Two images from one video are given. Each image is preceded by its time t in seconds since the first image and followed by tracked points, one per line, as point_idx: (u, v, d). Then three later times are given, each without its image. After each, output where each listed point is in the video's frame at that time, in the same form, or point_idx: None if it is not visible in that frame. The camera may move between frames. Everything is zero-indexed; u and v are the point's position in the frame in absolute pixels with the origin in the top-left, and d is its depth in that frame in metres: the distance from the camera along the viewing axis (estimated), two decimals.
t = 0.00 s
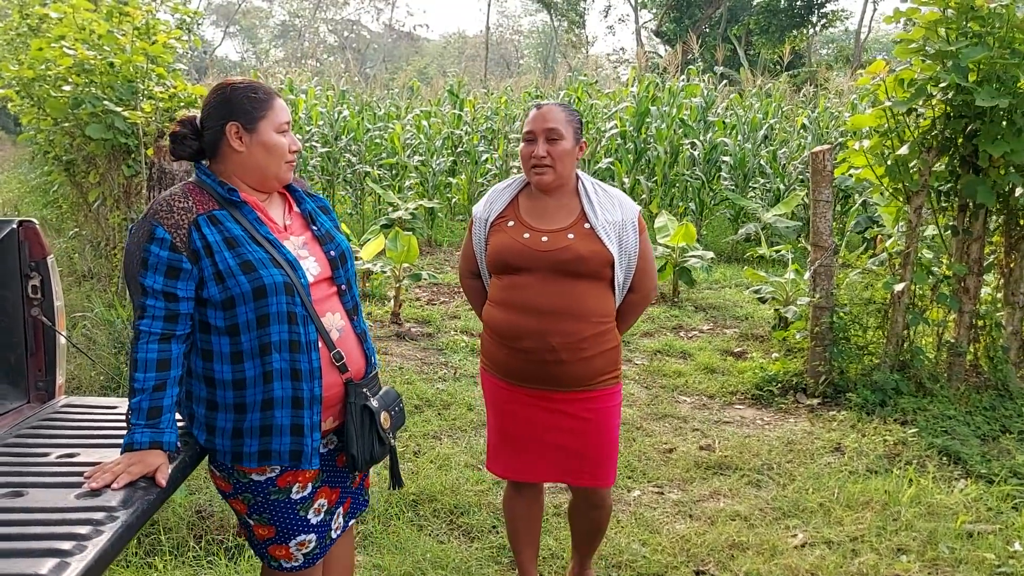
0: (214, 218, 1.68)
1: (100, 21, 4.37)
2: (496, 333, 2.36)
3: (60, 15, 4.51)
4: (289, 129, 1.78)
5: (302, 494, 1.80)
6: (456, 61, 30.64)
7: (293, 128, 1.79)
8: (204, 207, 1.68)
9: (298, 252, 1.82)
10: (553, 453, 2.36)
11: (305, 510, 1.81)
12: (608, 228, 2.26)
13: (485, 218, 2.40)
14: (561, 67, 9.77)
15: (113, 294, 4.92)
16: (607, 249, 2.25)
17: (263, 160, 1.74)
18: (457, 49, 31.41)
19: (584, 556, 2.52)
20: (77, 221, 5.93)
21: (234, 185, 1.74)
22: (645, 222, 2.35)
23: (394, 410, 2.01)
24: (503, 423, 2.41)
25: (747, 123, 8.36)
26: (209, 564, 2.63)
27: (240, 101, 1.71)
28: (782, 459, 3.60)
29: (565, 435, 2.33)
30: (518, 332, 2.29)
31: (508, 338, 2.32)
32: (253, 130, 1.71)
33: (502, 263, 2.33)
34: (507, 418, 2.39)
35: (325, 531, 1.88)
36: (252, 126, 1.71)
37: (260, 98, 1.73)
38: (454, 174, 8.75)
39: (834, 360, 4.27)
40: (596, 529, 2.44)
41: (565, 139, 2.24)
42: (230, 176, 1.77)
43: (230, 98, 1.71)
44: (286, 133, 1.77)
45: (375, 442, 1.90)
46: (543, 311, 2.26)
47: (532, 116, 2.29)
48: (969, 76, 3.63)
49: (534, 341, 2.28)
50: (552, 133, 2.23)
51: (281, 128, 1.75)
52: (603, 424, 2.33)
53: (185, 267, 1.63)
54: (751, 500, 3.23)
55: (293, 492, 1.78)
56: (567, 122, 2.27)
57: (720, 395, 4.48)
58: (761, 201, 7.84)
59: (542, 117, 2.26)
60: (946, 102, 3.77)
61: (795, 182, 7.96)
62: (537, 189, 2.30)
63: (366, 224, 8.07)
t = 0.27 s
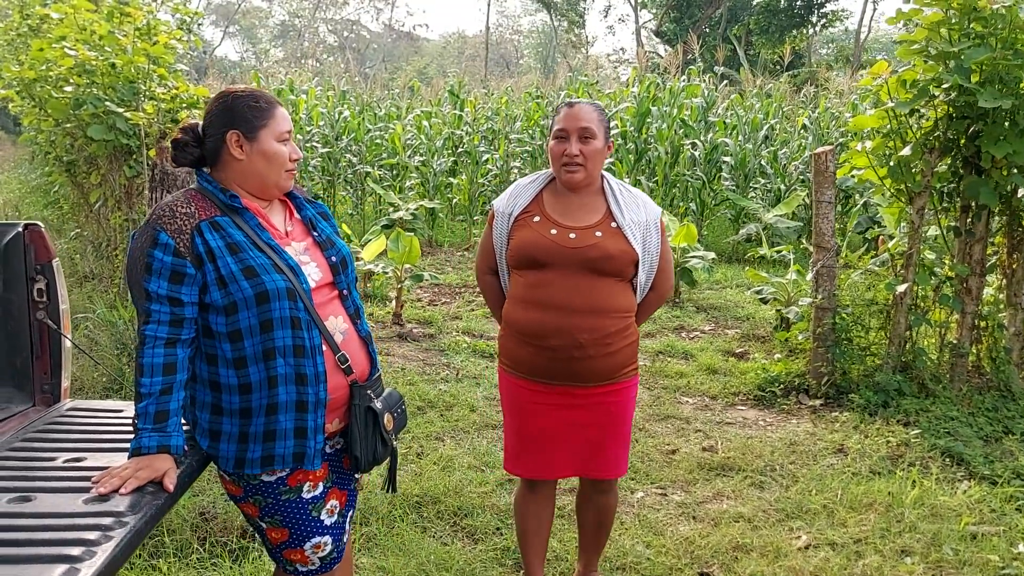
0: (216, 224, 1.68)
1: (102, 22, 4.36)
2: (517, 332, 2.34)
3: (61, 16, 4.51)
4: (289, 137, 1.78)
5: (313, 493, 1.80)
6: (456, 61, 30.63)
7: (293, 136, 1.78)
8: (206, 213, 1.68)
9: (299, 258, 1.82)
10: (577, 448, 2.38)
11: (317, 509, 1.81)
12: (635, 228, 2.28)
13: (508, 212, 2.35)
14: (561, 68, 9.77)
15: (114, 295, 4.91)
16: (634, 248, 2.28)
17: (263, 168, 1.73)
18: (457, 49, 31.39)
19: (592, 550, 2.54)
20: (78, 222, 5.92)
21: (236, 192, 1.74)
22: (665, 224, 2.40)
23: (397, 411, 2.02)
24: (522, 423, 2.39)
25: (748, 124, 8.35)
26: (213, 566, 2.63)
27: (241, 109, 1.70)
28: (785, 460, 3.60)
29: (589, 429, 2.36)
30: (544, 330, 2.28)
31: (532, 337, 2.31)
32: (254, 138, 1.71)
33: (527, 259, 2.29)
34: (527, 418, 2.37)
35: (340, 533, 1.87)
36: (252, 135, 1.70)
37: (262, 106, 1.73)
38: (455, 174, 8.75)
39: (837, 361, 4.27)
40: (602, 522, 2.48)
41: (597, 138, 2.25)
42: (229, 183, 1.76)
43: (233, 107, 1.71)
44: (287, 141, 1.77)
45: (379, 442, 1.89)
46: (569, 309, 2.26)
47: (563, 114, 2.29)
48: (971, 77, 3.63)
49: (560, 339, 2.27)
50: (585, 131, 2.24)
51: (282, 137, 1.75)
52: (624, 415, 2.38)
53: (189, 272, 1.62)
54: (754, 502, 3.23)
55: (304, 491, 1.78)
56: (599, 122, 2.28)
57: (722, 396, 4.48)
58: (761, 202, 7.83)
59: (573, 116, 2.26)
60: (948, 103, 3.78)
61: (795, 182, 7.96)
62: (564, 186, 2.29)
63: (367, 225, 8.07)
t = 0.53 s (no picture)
0: (220, 226, 1.68)
1: (102, 22, 4.35)
2: (535, 332, 2.33)
3: (61, 16, 4.51)
4: (289, 139, 1.78)
5: (321, 491, 1.80)
6: (455, 61, 30.62)
7: (293, 138, 1.78)
8: (211, 215, 1.68)
9: (303, 259, 1.83)
10: (592, 444, 2.41)
11: (326, 507, 1.81)
12: (651, 229, 2.34)
13: (524, 211, 2.33)
14: (561, 68, 9.77)
15: (115, 295, 4.91)
16: (650, 249, 2.34)
17: (263, 170, 1.73)
18: (456, 49, 31.37)
19: (594, 542, 2.56)
20: (79, 222, 5.93)
21: (238, 195, 1.74)
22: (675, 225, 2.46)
23: (401, 409, 2.02)
24: (538, 424, 2.38)
25: (748, 124, 8.34)
26: (214, 568, 2.62)
27: (241, 113, 1.70)
28: (786, 461, 3.60)
29: (604, 424, 2.40)
30: (564, 330, 2.29)
31: (552, 337, 2.31)
32: (254, 141, 1.70)
33: (546, 258, 2.29)
34: (544, 418, 2.37)
35: (348, 530, 1.88)
36: (252, 138, 1.70)
37: (261, 109, 1.72)
38: (455, 175, 8.75)
39: (837, 362, 4.27)
40: (602, 512, 2.51)
41: (614, 139, 2.27)
42: (230, 185, 1.76)
43: (233, 110, 1.71)
44: (287, 143, 1.77)
45: (386, 439, 1.90)
46: (590, 308, 2.28)
47: (580, 114, 2.30)
48: (971, 78, 3.63)
49: (581, 338, 2.28)
50: (603, 132, 2.26)
51: (281, 139, 1.75)
52: (634, 408, 2.44)
53: (196, 275, 1.62)
54: (755, 503, 3.23)
55: (312, 490, 1.78)
56: (617, 124, 2.31)
57: (723, 397, 4.49)
58: (761, 202, 7.83)
59: (591, 116, 2.28)
60: (948, 104, 3.78)
61: (795, 183, 7.96)
62: (580, 186, 2.30)
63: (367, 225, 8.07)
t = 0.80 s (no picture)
0: (224, 226, 1.67)
1: (101, 22, 4.34)
2: (549, 333, 2.32)
3: (60, 16, 4.51)
4: (290, 140, 1.77)
5: (320, 495, 1.79)
6: (455, 61, 30.61)
7: (294, 139, 1.77)
8: (214, 216, 1.67)
9: (305, 259, 1.82)
10: (602, 440, 2.42)
11: (323, 510, 1.81)
12: (662, 235, 2.37)
13: (537, 211, 2.28)
14: (560, 67, 9.76)
15: (114, 295, 4.90)
16: (661, 254, 2.37)
17: (264, 171, 1.73)
18: (456, 49, 31.34)
19: (596, 543, 2.56)
20: (78, 222, 5.91)
21: (241, 195, 1.73)
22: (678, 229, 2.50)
23: (401, 410, 2.01)
24: (550, 426, 2.36)
25: (747, 123, 8.30)
26: (213, 568, 2.62)
27: (242, 113, 1.70)
28: (786, 461, 3.60)
29: (613, 418, 2.42)
30: (579, 330, 2.29)
31: (566, 338, 2.30)
32: (256, 142, 1.70)
33: (562, 260, 2.27)
34: (557, 420, 2.36)
35: (346, 533, 1.88)
36: (252, 139, 1.70)
37: (262, 110, 1.72)
38: (454, 174, 8.74)
39: (837, 362, 4.26)
40: (605, 513, 2.51)
41: (620, 144, 2.27)
42: (232, 186, 1.76)
43: (235, 110, 1.70)
44: (288, 144, 1.76)
45: (386, 441, 1.89)
46: (606, 309, 2.29)
47: (588, 120, 2.32)
48: (971, 78, 3.62)
49: (597, 339, 2.29)
50: (607, 137, 2.26)
51: (282, 139, 1.74)
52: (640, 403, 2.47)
53: (200, 275, 1.62)
54: (755, 503, 3.22)
55: (311, 493, 1.77)
56: (629, 130, 2.33)
57: (723, 397, 4.48)
58: (761, 202, 7.82)
59: (598, 122, 2.29)
60: (948, 104, 3.78)
61: (795, 182, 7.95)
62: (588, 190, 2.31)
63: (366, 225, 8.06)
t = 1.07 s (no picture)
0: (225, 226, 1.67)
1: (100, 22, 4.34)
2: (554, 332, 2.32)
3: (59, 16, 4.51)
4: (291, 140, 1.77)
5: (319, 496, 1.79)
6: (454, 61, 30.61)
7: (295, 139, 1.77)
8: (215, 215, 1.67)
9: (306, 260, 1.82)
10: (605, 439, 2.42)
11: (321, 512, 1.81)
12: (666, 234, 2.38)
13: (541, 210, 2.26)
14: (560, 67, 9.76)
15: (113, 295, 4.90)
16: (665, 253, 2.38)
17: (265, 171, 1.73)
18: (455, 49, 31.34)
19: (597, 543, 2.55)
20: (77, 222, 5.91)
21: (243, 195, 1.73)
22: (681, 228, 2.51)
23: (401, 410, 2.01)
24: (555, 425, 2.36)
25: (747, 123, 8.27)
26: (212, 569, 2.61)
27: (244, 112, 1.70)
28: (785, 461, 3.59)
29: (617, 417, 2.42)
30: (582, 329, 2.29)
31: (569, 336, 2.30)
32: (258, 142, 1.70)
33: (566, 260, 2.26)
34: (562, 419, 2.36)
35: (344, 534, 1.87)
36: (256, 140, 1.70)
37: (264, 109, 1.72)
38: (453, 174, 8.74)
39: (836, 362, 4.26)
40: (606, 513, 2.51)
41: (625, 144, 2.27)
42: (233, 185, 1.75)
43: (241, 110, 1.70)
44: (289, 144, 1.76)
45: (386, 442, 1.89)
46: (610, 307, 2.29)
47: (594, 120, 2.33)
48: (970, 77, 3.62)
49: (601, 336, 2.29)
50: (612, 137, 2.26)
51: (285, 140, 1.74)
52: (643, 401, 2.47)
53: (201, 274, 1.62)
54: (755, 503, 3.22)
55: (309, 494, 1.77)
56: (633, 130, 2.32)
57: (722, 397, 4.48)
58: (760, 202, 7.82)
59: (604, 122, 2.30)
60: (948, 104, 3.77)
61: (794, 182, 7.95)
62: (591, 189, 2.30)
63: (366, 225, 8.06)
